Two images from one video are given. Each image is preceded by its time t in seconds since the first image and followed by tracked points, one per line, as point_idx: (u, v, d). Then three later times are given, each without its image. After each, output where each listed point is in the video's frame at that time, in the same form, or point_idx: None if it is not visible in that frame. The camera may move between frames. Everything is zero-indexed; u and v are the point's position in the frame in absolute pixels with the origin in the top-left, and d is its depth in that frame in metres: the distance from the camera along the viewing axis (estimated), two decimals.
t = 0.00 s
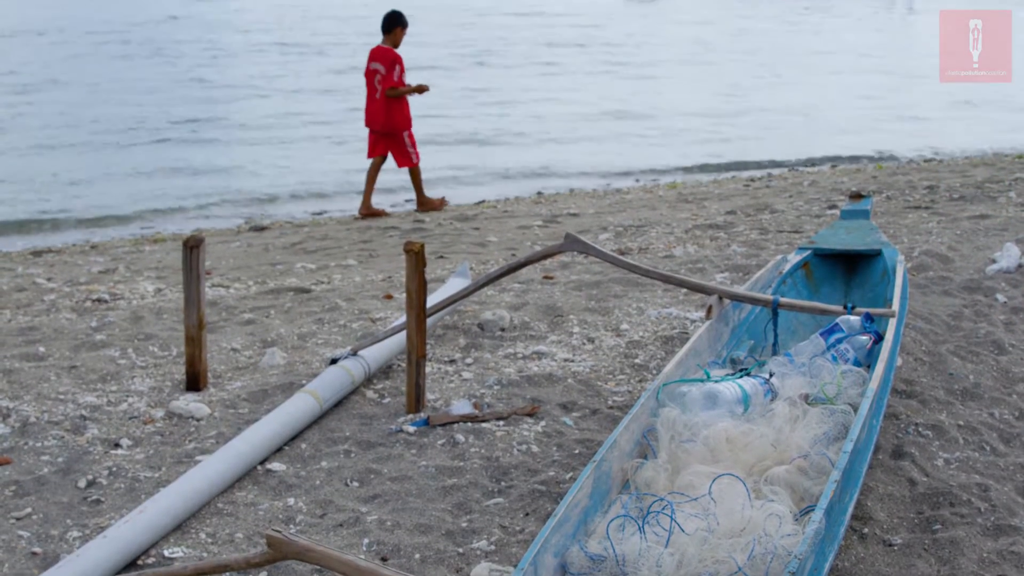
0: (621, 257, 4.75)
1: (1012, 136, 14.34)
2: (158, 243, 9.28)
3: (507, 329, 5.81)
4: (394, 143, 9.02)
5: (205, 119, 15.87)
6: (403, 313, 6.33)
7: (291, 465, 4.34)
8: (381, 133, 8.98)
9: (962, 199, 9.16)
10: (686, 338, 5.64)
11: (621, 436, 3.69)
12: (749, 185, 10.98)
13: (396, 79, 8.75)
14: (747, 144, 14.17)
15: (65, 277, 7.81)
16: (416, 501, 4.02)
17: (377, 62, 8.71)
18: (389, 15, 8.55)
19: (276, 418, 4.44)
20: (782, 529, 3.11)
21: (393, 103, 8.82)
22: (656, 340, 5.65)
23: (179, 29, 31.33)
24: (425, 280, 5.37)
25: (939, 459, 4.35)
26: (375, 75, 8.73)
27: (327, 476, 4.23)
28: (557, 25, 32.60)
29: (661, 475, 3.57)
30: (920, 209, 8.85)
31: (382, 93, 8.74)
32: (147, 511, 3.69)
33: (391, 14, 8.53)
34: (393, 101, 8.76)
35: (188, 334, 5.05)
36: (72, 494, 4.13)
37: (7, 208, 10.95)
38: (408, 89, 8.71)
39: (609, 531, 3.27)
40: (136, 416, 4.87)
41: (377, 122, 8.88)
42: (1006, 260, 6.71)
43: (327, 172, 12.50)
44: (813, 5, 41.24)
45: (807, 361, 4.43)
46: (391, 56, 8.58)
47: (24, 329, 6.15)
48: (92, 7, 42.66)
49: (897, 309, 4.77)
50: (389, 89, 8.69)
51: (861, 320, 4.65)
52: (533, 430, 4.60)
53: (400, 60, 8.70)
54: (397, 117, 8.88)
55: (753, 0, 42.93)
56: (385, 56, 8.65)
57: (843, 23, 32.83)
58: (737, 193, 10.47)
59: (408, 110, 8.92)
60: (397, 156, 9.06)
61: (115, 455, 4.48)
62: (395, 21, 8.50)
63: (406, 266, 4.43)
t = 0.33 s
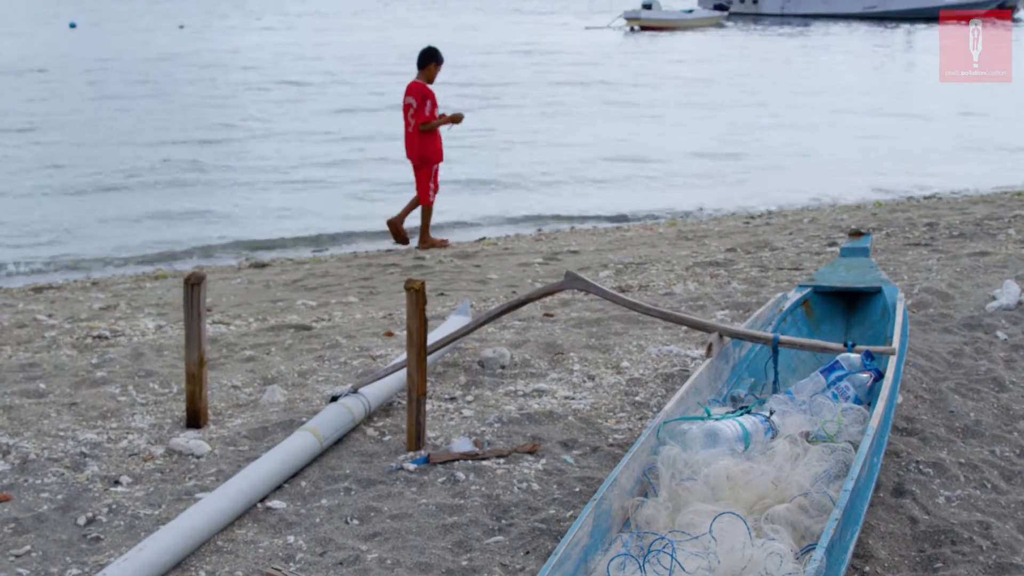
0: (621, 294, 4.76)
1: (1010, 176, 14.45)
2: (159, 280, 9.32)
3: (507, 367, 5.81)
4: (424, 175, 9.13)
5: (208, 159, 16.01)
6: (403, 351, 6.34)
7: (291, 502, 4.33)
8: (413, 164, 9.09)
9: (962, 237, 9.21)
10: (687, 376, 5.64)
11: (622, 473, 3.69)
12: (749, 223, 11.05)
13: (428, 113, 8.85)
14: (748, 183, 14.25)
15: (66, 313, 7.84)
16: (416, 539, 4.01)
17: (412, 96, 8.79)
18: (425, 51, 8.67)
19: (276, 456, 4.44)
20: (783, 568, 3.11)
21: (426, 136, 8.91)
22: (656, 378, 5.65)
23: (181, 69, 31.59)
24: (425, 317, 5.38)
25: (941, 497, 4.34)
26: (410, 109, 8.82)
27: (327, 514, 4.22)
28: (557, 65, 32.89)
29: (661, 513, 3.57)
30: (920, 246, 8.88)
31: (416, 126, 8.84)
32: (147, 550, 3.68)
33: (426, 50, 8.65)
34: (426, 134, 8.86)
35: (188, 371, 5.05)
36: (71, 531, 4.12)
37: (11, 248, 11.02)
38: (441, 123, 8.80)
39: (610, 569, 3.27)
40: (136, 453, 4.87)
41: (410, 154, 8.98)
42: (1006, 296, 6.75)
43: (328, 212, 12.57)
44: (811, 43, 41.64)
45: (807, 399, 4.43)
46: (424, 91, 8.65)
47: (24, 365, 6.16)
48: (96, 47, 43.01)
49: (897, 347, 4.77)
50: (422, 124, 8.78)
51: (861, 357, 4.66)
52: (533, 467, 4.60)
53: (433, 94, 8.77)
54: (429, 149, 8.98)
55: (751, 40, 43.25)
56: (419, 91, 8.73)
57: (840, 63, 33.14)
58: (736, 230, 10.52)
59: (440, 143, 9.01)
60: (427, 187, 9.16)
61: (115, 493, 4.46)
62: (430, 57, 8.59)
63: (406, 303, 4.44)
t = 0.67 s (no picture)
0: (621, 331, 4.76)
1: (1009, 213, 14.54)
2: (160, 315, 9.35)
3: (507, 403, 5.82)
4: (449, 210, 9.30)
5: (210, 198, 16.12)
6: (403, 387, 6.34)
7: (291, 539, 4.31)
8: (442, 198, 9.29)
9: (962, 272, 9.25)
10: (688, 412, 5.64)
11: (622, 510, 3.68)
12: (750, 258, 11.11)
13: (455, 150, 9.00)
14: (748, 221, 14.32)
15: (67, 348, 7.86)
16: None
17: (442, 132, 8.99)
18: (456, 88, 8.85)
19: (276, 492, 4.43)
20: None
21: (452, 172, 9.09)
22: (656, 414, 5.66)
23: (184, 106, 31.82)
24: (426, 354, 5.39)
25: (942, 533, 4.33)
26: (439, 145, 9.01)
27: (326, 550, 4.21)
28: (558, 103, 33.16)
29: (662, 549, 3.56)
30: (920, 282, 8.92)
31: (444, 162, 9.04)
32: None
33: (457, 88, 8.86)
34: (453, 169, 9.05)
35: (188, 407, 5.05)
36: (70, 568, 4.11)
37: (15, 286, 11.06)
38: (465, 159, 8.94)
39: None
40: (136, 490, 4.85)
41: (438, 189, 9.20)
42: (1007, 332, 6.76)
43: (330, 250, 12.63)
44: (810, 79, 42.00)
45: (807, 436, 4.44)
46: (450, 127, 8.80)
47: (25, 400, 6.16)
48: (100, 83, 43.33)
49: (896, 383, 4.78)
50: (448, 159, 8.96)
51: (861, 394, 4.66)
52: (534, 504, 4.59)
53: (461, 131, 8.89)
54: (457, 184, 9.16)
55: (750, 77, 43.62)
56: (448, 127, 8.90)
57: (838, 100, 33.43)
58: (737, 266, 10.56)
59: (464, 179, 9.16)
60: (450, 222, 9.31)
61: (114, 529, 4.45)
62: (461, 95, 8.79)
63: (406, 339, 4.44)
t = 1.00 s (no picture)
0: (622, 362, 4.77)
1: (1009, 245, 14.59)
2: (160, 347, 9.37)
3: (508, 435, 5.82)
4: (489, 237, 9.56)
5: (212, 232, 16.19)
6: (403, 419, 6.34)
7: (290, 571, 4.31)
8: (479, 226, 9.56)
9: (961, 304, 9.28)
10: (688, 444, 5.64)
11: (623, 543, 3.68)
12: (749, 290, 11.14)
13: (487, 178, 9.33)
14: (749, 255, 14.35)
15: (67, 379, 7.87)
16: None
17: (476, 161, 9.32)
18: (488, 118, 9.19)
19: (275, 524, 4.43)
20: None
21: (485, 199, 9.36)
22: (657, 446, 5.65)
23: (186, 140, 32.02)
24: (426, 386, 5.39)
25: (943, 566, 4.32)
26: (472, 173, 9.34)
27: None
28: (558, 136, 33.33)
29: None
30: (919, 314, 8.94)
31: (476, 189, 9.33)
32: None
33: (490, 118, 9.21)
34: (485, 197, 9.34)
35: (188, 439, 5.05)
36: None
37: (18, 319, 11.11)
38: (496, 186, 9.22)
39: None
40: (136, 521, 4.85)
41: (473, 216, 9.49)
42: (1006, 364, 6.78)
43: (331, 283, 12.67)
44: (810, 112, 42.27)
45: (808, 468, 4.44)
46: (481, 155, 9.13)
47: (25, 431, 6.16)
48: (105, 116, 43.58)
49: (896, 415, 4.77)
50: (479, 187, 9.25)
51: (862, 426, 4.66)
52: (534, 536, 4.58)
53: (492, 159, 9.19)
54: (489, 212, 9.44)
55: (750, 109, 43.86)
56: (479, 155, 9.23)
57: (838, 132, 33.59)
58: (737, 298, 10.58)
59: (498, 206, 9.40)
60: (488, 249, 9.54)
61: (113, 561, 4.44)
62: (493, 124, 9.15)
63: (406, 371, 4.45)
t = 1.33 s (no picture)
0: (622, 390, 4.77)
1: (1009, 271, 14.61)
2: (160, 373, 9.36)
3: (508, 461, 5.81)
4: (526, 262, 9.66)
5: (213, 259, 16.23)
6: (403, 445, 6.34)
7: None
8: (514, 253, 9.64)
9: (962, 330, 9.29)
10: (688, 471, 5.63)
11: (624, 571, 3.68)
12: (750, 316, 11.16)
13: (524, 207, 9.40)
14: (749, 282, 14.37)
15: (67, 406, 7.86)
16: None
17: (509, 189, 9.40)
18: (522, 146, 9.27)
19: (274, 552, 4.42)
20: None
21: (521, 226, 9.47)
22: (657, 473, 5.65)
23: (188, 166, 32.10)
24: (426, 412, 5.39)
25: None
26: (506, 201, 9.42)
27: None
28: (558, 162, 33.41)
29: None
30: (919, 340, 8.95)
31: (511, 217, 9.42)
32: None
33: (523, 146, 9.29)
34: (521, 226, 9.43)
35: (188, 465, 5.04)
36: None
37: (19, 346, 11.11)
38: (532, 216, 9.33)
39: None
40: (135, 548, 4.84)
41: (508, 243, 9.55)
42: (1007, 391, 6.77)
43: (331, 310, 12.68)
44: (810, 138, 42.45)
45: (808, 496, 4.44)
46: (518, 183, 9.22)
47: (24, 458, 6.16)
48: (106, 142, 43.71)
49: (896, 442, 4.76)
50: (516, 215, 9.35)
51: (862, 453, 4.66)
52: (533, 563, 4.57)
53: (528, 187, 9.31)
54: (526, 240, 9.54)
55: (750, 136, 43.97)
56: (514, 183, 9.31)
57: (837, 159, 33.73)
58: (737, 324, 10.59)
59: (535, 233, 9.53)
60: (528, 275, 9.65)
61: None
62: (527, 152, 9.23)
63: (406, 398, 4.46)
